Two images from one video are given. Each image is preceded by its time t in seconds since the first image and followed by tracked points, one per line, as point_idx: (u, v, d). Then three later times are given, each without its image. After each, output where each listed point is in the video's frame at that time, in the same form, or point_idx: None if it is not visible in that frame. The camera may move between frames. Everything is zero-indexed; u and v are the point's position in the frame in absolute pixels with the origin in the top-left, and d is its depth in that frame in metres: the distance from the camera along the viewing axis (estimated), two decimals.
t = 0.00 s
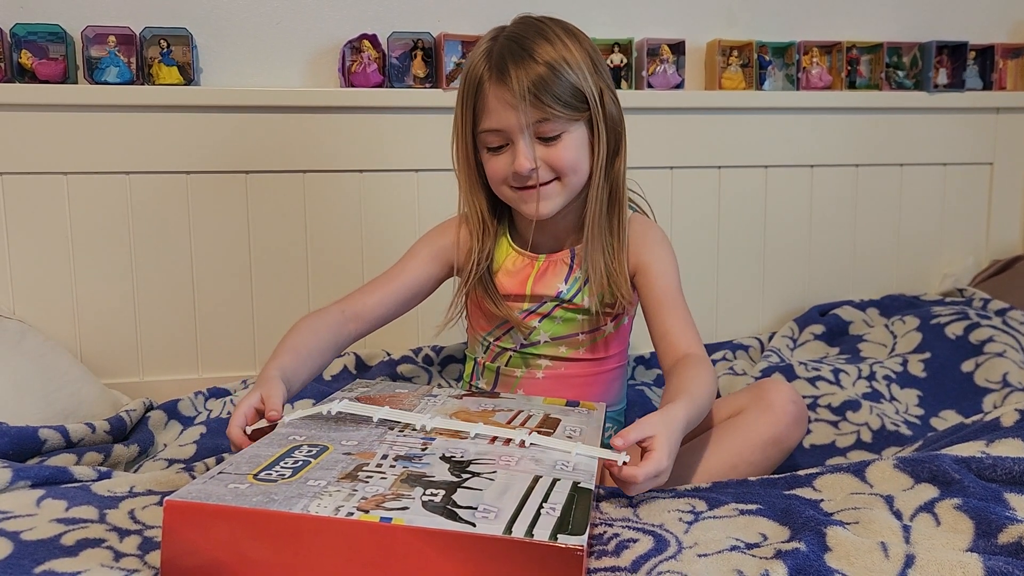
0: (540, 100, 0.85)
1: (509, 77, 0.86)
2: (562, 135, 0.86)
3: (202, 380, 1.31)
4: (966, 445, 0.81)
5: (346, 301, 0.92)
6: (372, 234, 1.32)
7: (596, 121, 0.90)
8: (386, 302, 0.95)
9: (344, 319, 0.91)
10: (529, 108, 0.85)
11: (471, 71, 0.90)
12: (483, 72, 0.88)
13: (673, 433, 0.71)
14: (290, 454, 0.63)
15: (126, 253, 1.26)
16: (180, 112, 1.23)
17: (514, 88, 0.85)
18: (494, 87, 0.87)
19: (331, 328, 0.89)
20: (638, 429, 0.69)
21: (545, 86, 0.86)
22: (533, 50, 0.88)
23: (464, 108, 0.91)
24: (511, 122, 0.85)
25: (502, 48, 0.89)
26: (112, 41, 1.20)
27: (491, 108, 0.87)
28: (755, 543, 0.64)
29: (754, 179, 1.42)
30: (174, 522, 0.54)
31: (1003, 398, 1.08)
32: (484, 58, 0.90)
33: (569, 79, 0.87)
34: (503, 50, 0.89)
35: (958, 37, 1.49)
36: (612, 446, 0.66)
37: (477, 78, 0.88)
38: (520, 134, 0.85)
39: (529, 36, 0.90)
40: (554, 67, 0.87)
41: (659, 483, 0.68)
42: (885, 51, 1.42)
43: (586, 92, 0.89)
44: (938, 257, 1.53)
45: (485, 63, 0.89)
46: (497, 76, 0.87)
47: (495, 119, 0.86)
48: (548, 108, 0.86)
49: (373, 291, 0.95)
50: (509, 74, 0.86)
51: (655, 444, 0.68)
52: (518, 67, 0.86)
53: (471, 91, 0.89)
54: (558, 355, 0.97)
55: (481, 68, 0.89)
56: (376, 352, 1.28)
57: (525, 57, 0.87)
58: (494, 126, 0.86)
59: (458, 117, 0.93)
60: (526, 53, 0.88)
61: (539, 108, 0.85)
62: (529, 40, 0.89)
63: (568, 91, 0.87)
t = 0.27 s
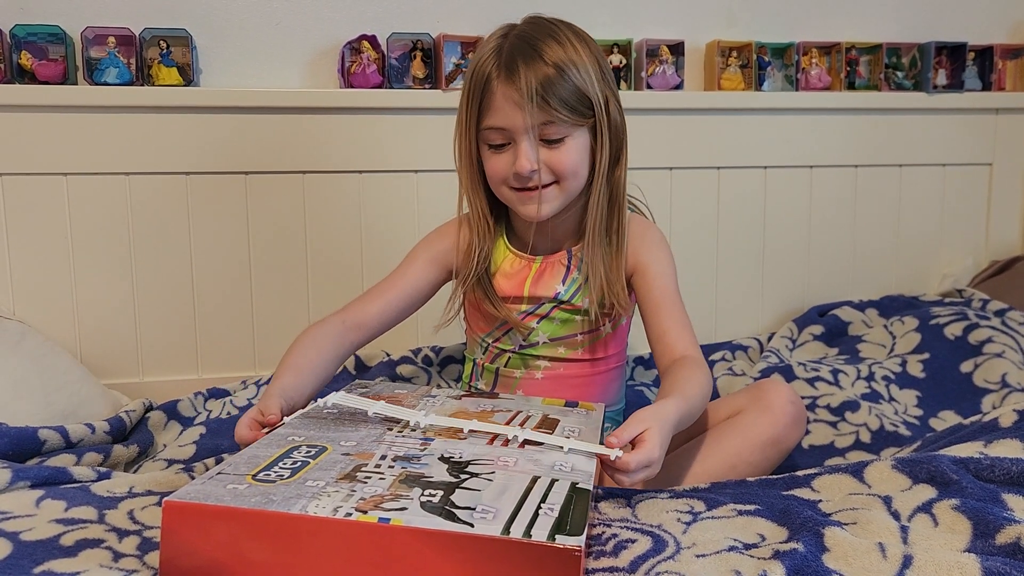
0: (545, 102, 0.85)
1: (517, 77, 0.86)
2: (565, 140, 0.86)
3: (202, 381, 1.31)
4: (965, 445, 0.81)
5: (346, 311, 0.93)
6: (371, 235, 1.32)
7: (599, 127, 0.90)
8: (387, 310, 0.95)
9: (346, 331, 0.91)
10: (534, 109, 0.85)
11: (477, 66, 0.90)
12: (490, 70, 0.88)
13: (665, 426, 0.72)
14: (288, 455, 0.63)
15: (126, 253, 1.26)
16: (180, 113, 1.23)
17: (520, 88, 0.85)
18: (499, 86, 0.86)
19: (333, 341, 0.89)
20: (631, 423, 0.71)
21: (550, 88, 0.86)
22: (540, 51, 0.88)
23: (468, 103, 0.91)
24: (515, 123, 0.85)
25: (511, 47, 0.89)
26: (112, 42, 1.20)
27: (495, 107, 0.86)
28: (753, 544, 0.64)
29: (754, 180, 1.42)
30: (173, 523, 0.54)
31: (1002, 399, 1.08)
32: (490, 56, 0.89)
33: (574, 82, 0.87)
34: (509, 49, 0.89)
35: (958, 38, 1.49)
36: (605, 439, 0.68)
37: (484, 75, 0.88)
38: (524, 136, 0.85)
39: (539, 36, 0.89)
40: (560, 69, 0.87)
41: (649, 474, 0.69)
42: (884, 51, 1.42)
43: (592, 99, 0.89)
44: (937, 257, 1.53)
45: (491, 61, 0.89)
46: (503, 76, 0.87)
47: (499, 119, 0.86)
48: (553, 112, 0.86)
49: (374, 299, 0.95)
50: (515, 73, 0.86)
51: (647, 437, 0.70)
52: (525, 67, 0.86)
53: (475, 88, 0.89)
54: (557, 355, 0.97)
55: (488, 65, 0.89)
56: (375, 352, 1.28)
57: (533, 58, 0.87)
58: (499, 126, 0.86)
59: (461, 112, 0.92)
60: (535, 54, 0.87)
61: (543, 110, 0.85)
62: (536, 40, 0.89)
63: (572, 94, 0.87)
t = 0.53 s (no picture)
0: (551, 103, 0.86)
1: (524, 79, 0.86)
2: (570, 143, 0.87)
3: (203, 381, 1.32)
4: (964, 445, 0.81)
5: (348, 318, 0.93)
6: (372, 235, 1.33)
7: (603, 132, 0.90)
8: (388, 314, 0.95)
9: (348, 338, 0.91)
10: (540, 110, 0.85)
11: (483, 65, 0.89)
12: (496, 69, 0.88)
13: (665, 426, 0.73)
14: (289, 455, 0.63)
15: (127, 254, 1.26)
16: (180, 114, 1.23)
17: (527, 89, 0.85)
18: (505, 86, 0.86)
19: (336, 348, 0.89)
20: (632, 424, 0.71)
21: (556, 89, 0.86)
22: (546, 51, 0.88)
23: (472, 102, 0.90)
24: (521, 124, 0.85)
25: (518, 48, 0.89)
26: (113, 43, 1.21)
27: (500, 107, 0.86)
28: (753, 544, 0.64)
29: (754, 180, 1.42)
30: (174, 523, 0.55)
31: (1002, 399, 1.08)
32: (497, 55, 0.89)
33: (579, 83, 0.88)
34: (516, 49, 0.89)
35: (958, 38, 1.49)
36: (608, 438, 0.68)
37: (489, 75, 0.88)
38: (529, 137, 0.85)
39: (546, 38, 0.89)
40: (566, 70, 0.87)
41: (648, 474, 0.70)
42: (884, 52, 1.42)
43: (598, 103, 0.89)
44: (937, 258, 1.53)
45: (497, 60, 0.89)
46: (510, 76, 0.87)
47: (505, 119, 0.86)
48: (559, 114, 0.86)
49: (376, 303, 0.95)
50: (522, 74, 0.86)
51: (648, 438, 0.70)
52: (532, 67, 0.86)
53: (480, 86, 0.89)
54: (556, 356, 0.97)
55: (495, 64, 0.88)
56: (376, 353, 1.28)
57: (540, 60, 0.87)
58: (504, 126, 0.86)
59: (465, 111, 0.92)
60: (543, 56, 0.88)
61: (549, 111, 0.86)
62: (543, 41, 0.89)
63: (578, 96, 0.87)
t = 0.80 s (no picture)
0: (556, 104, 0.86)
1: (528, 80, 0.86)
2: (574, 144, 0.87)
3: (204, 381, 1.32)
4: (964, 446, 0.81)
5: (349, 313, 0.93)
6: (373, 236, 1.33)
7: (606, 133, 0.90)
8: (387, 313, 0.95)
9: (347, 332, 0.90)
10: (545, 112, 0.85)
11: (487, 66, 0.89)
12: (500, 70, 0.88)
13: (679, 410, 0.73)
14: (290, 455, 0.63)
15: (128, 254, 1.26)
16: (181, 114, 1.24)
17: (533, 90, 0.85)
18: (511, 87, 0.86)
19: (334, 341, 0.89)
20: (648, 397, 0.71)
21: (562, 91, 0.86)
22: (551, 52, 0.88)
23: (475, 102, 0.90)
24: (526, 125, 0.85)
25: (522, 48, 0.89)
26: (114, 43, 1.21)
27: (506, 108, 0.86)
28: (753, 544, 0.64)
29: (754, 181, 1.42)
30: (175, 523, 0.55)
31: (1002, 399, 1.08)
32: (501, 56, 0.89)
33: (584, 86, 0.88)
34: (521, 50, 0.89)
35: (958, 39, 1.49)
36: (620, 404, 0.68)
37: (494, 75, 0.88)
38: (534, 138, 0.85)
39: (550, 39, 0.89)
40: (571, 72, 0.87)
41: (654, 448, 0.69)
42: (884, 53, 1.42)
43: (602, 105, 0.89)
44: (937, 258, 1.53)
45: (502, 60, 0.88)
46: (515, 76, 0.86)
47: (509, 120, 0.86)
48: (563, 115, 0.86)
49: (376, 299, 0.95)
50: (528, 75, 0.86)
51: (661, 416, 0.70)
52: (538, 68, 0.86)
53: (485, 86, 0.88)
54: (557, 357, 0.97)
55: (499, 65, 0.88)
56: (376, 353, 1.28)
57: (544, 60, 0.87)
58: (508, 127, 0.86)
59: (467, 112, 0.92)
60: (546, 56, 0.88)
61: (555, 113, 0.86)
62: (548, 42, 0.89)
63: (582, 99, 0.88)
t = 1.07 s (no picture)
0: (562, 106, 0.86)
1: (533, 80, 0.86)
2: (579, 145, 0.87)
3: (204, 381, 1.32)
4: (964, 446, 0.81)
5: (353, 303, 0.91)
6: (373, 235, 1.33)
7: (610, 134, 0.91)
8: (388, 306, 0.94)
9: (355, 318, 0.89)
10: (551, 113, 0.85)
11: (492, 66, 0.89)
12: (505, 70, 0.88)
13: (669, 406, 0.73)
14: (290, 455, 0.63)
15: (128, 254, 1.26)
16: (182, 115, 1.24)
17: (539, 91, 0.85)
18: (517, 87, 0.86)
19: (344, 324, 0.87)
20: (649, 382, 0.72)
21: (568, 92, 0.86)
22: (557, 54, 0.88)
23: (479, 102, 0.90)
24: (532, 126, 0.85)
25: (527, 48, 0.89)
26: (114, 43, 1.21)
27: (511, 108, 0.86)
28: (753, 544, 0.64)
29: (754, 181, 1.42)
30: (175, 523, 0.55)
31: (1002, 400, 1.08)
32: (506, 56, 0.89)
33: (590, 88, 0.88)
34: (526, 50, 0.89)
35: (958, 39, 1.49)
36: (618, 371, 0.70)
37: (498, 75, 0.88)
38: (539, 138, 0.85)
39: (554, 39, 0.89)
40: (577, 73, 0.87)
41: (625, 424, 0.70)
42: (885, 53, 1.42)
43: (606, 106, 0.89)
44: (937, 259, 1.53)
45: (507, 61, 0.88)
46: (521, 77, 0.86)
47: (515, 120, 0.86)
48: (568, 116, 0.86)
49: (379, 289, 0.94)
50: (533, 75, 0.86)
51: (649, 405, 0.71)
52: (543, 69, 0.86)
53: (490, 86, 0.88)
54: (557, 357, 0.97)
55: (504, 65, 0.88)
56: (376, 353, 1.28)
57: (550, 60, 0.87)
58: (514, 127, 0.86)
59: (472, 111, 0.92)
60: (551, 56, 0.87)
61: (560, 114, 0.86)
62: (554, 43, 0.89)
63: (588, 100, 0.88)
